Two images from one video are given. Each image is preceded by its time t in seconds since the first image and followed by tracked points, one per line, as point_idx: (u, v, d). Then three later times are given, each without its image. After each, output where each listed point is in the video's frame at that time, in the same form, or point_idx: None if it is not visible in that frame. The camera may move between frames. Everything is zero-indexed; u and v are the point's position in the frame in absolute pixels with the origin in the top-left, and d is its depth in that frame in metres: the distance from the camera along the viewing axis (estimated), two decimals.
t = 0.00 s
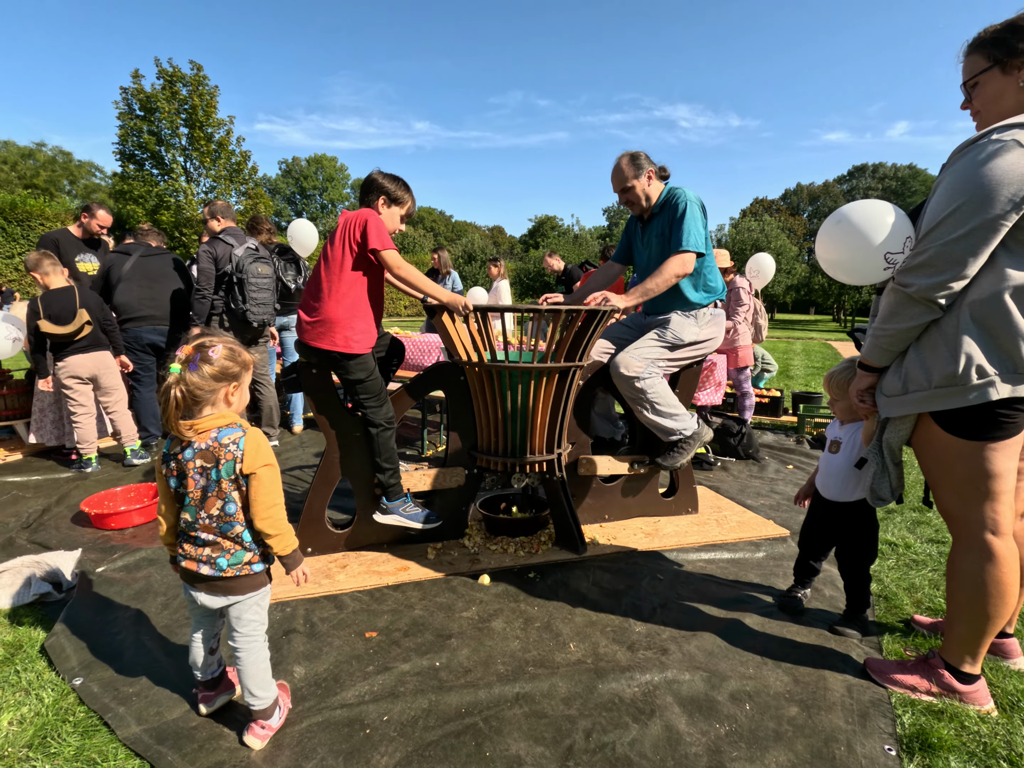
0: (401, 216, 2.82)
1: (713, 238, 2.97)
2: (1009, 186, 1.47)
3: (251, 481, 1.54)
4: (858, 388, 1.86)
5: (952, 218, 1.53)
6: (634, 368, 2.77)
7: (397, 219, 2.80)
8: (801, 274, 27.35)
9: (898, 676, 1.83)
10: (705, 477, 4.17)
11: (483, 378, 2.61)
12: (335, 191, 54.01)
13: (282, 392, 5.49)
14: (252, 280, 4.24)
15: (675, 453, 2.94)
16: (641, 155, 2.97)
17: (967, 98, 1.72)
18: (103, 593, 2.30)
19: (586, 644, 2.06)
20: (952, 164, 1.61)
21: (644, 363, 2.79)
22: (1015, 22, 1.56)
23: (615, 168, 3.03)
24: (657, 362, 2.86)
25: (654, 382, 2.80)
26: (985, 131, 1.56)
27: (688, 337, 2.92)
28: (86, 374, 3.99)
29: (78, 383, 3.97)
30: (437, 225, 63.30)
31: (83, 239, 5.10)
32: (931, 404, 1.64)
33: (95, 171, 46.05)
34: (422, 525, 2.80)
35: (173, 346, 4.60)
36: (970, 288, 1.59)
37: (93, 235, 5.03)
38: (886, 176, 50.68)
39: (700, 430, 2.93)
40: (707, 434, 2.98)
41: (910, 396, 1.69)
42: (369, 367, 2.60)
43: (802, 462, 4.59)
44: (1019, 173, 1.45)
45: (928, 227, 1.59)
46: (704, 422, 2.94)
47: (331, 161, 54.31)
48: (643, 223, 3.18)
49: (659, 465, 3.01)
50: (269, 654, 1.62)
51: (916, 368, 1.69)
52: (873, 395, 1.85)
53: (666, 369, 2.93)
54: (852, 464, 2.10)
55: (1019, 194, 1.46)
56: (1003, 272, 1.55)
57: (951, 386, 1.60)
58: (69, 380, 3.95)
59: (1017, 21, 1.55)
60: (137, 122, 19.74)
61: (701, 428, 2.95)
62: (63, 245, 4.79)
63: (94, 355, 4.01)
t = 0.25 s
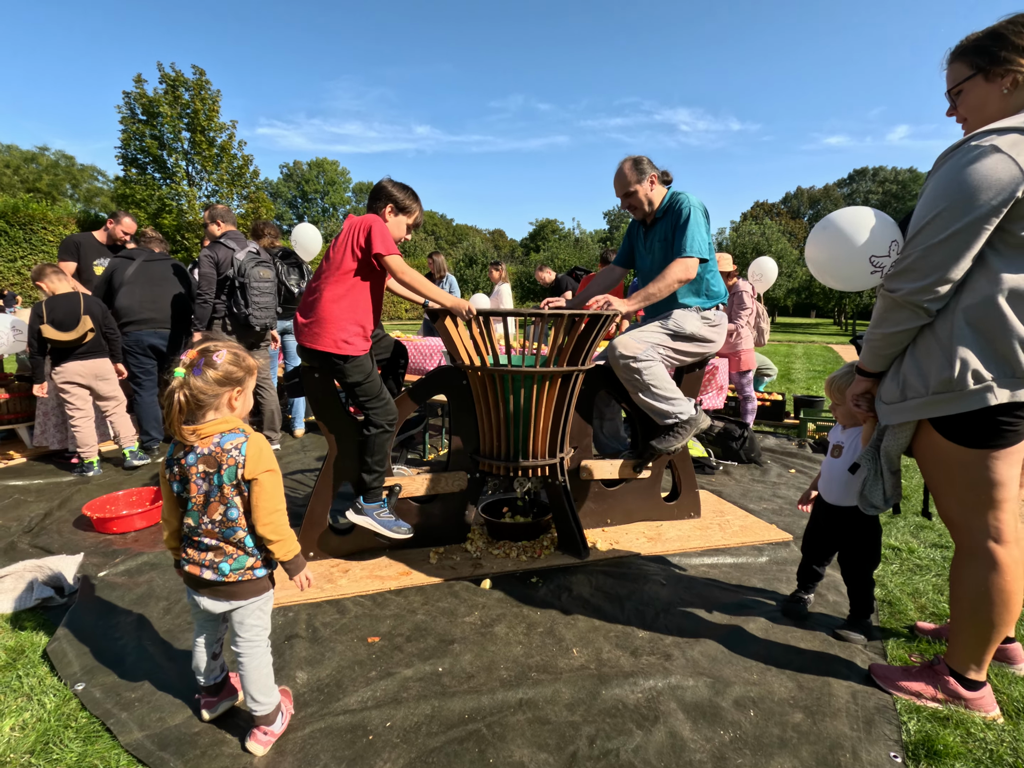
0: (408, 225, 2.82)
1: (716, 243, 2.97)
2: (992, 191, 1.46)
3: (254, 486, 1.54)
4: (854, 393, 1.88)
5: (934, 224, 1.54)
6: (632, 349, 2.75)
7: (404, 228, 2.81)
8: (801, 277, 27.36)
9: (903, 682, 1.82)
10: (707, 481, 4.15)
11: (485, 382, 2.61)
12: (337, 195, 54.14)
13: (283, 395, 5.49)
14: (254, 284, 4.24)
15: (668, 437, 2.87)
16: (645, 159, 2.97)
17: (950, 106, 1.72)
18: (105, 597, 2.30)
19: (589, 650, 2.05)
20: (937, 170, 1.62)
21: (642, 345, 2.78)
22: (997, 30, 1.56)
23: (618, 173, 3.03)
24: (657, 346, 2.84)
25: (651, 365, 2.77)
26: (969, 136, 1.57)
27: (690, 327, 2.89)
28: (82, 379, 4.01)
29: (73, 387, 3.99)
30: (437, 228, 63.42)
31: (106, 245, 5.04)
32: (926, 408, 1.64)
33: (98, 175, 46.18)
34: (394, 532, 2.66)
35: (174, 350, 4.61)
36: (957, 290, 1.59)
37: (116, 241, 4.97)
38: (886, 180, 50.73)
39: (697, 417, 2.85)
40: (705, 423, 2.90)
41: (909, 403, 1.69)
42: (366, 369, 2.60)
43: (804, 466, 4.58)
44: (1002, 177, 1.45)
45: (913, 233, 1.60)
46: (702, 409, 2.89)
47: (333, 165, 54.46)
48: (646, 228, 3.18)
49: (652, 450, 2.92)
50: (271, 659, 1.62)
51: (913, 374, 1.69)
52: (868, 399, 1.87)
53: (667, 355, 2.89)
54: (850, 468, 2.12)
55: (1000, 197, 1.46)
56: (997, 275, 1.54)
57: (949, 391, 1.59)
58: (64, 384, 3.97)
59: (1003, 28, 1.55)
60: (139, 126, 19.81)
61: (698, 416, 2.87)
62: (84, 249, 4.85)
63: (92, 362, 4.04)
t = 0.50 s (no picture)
0: (407, 227, 2.83)
1: (716, 248, 2.97)
2: (964, 200, 1.46)
3: (249, 491, 1.54)
4: (846, 399, 1.89)
5: (907, 236, 1.56)
6: (633, 335, 2.73)
7: (403, 231, 2.81)
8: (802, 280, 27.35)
9: (905, 689, 1.81)
10: (708, 484, 4.14)
11: (484, 386, 2.61)
12: (337, 198, 54.25)
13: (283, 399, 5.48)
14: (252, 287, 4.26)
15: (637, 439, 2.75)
16: (646, 163, 2.97)
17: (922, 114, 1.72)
18: (102, 601, 2.29)
19: (587, 655, 2.04)
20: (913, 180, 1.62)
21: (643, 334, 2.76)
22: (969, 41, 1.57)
23: (619, 176, 3.03)
24: (659, 338, 2.81)
25: (647, 356, 2.75)
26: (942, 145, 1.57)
27: (692, 322, 2.89)
28: (83, 383, 3.97)
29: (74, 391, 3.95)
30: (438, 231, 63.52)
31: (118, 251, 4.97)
32: (914, 415, 1.64)
33: (99, 179, 46.28)
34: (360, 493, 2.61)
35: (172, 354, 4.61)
36: (941, 297, 1.59)
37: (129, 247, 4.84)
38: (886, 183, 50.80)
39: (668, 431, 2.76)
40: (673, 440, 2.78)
41: (900, 410, 1.69)
42: (370, 357, 2.68)
43: (804, 470, 4.57)
44: (972, 186, 1.45)
45: (889, 244, 1.62)
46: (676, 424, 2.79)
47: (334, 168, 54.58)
48: (646, 231, 3.18)
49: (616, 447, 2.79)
50: (268, 665, 1.61)
51: (902, 381, 1.69)
52: (860, 406, 1.88)
53: (668, 347, 2.86)
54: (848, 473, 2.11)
55: (968, 207, 1.46)
56: (978, 280, 1.52)
57: (937, 397, 1.59)
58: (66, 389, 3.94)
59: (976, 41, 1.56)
60: (141, 129, 19.86)
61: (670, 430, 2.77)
62: (95, 251, 4.87)
63: (94, 366, 4.00)
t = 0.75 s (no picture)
0: (406, 233, 2.83)
1: (713, 249, 2.97)
2: (943, 197, 1.47)
3: (247, 494, 1.53)
4: (829, 393, 1.88)
5: (892, 231, 1.56)
6: (628, 359, 2.74)
7: (401, 236, 2.81)
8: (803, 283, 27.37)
9: (896, 691, 1.79)
10: (709, 487, 4.13)
11: (484, 388, 2.61)
12: (339, 201, 54.37)
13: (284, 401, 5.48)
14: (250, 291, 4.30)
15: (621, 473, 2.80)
16: (642, 166, 2.97)
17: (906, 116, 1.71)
18: (101, 604, 2.29)
19: (587, 658, 2.03)
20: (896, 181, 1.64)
21: (640, 356, 2.77)
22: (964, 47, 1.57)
23: (617, 179, 3.03)
24: (654, 360, 2.83)
25: (640, 385, 2.78)
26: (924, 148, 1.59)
27: (689, 335, 2.91)
28: (93, 388, 3.96)
29: (84, 395, 3.94)
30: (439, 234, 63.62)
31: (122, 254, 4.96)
32: (895, 408, 1.60)
33: (101, 182, 46.39)
34: (384, 465, 2.64)
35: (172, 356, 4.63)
36: (925, 292, 1.57)
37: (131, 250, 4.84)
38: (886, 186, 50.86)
39: (651, 464, 2.86)
40: (656, 471, 2.90)
41: (881, 403, 1.64)
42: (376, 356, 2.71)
43: (805, 472, 4.56)
44: (951, 183, 1.46)
45: (874, 240, 1.62)
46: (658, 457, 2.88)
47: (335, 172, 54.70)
48: (643, 234, 3.18)
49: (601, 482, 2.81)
50: (266, 668, 1.60)
51: (885, 374, 1.64)
52: (841, 399, 1.87)
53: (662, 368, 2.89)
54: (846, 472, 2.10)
55: (950, 202, 1.47)
56: (964, 271, 1.51)
57: (922, 387, 1.54)
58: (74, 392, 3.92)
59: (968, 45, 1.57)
60: (143, 132, 19.92)
61: (653, 464, 2.88)
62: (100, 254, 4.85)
63: (104, 371, 4.01)
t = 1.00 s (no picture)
0: (406, 238, 2.84)
1: (712, 251, 2.97)
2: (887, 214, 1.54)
3: (248, 497, 1.54)
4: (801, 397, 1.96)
5: (843, 247, 1.63)
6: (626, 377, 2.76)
7: (400, 241, 2.82)
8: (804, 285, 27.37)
9: (727, 634, 2.00)
10: (709, 490, 4.13)
11: (484, 392, 2.62)
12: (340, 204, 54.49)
13: (285, 404, 5.49)
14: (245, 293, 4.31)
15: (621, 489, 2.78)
16: (640, 170, 2.99)
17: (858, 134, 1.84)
18: (102, 608, 2.29)
19: (588, 662, 2.03)
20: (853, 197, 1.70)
21: (638, 372, 2.79)
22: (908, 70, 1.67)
23: (614, 183, 3.04)
24: (652, 374, 2.84)
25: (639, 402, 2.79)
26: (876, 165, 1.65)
27: (687, 348, 2.92)
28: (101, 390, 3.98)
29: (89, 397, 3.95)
30: (440, 237, 63.72)
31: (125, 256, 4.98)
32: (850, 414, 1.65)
33: (103, 185, 46.54)
34: (400, 461, 2.69)
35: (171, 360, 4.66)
36: (880, 303, 1.62)
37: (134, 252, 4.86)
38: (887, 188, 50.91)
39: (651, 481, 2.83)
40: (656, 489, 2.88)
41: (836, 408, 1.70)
42: (381, 351, 2.71)
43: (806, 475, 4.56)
44: (893, 200, 1.52)
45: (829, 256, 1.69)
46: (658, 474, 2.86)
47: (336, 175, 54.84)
48: (642, 237, 3.19)
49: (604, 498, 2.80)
50: (266, 672, 1.60)
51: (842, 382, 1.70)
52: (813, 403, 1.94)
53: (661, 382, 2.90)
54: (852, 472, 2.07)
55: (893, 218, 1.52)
56: (913, 281, 1.56)
57: (872, 393, 1.59)
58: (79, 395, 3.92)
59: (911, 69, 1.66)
60: (145, 136, 20.00)
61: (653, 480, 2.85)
62: (103, 257, 4.86)
63: (112, 372, 4.04)
